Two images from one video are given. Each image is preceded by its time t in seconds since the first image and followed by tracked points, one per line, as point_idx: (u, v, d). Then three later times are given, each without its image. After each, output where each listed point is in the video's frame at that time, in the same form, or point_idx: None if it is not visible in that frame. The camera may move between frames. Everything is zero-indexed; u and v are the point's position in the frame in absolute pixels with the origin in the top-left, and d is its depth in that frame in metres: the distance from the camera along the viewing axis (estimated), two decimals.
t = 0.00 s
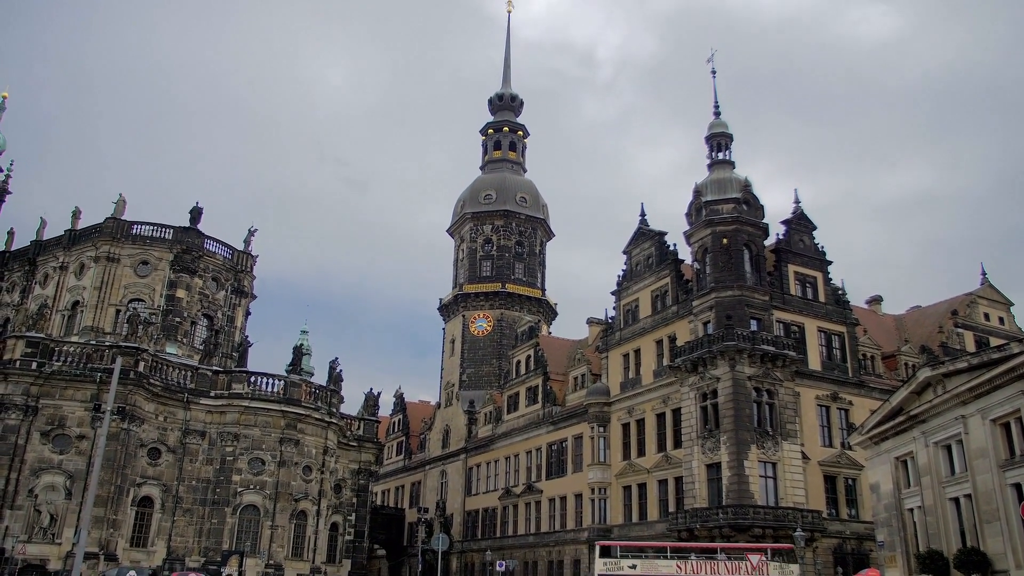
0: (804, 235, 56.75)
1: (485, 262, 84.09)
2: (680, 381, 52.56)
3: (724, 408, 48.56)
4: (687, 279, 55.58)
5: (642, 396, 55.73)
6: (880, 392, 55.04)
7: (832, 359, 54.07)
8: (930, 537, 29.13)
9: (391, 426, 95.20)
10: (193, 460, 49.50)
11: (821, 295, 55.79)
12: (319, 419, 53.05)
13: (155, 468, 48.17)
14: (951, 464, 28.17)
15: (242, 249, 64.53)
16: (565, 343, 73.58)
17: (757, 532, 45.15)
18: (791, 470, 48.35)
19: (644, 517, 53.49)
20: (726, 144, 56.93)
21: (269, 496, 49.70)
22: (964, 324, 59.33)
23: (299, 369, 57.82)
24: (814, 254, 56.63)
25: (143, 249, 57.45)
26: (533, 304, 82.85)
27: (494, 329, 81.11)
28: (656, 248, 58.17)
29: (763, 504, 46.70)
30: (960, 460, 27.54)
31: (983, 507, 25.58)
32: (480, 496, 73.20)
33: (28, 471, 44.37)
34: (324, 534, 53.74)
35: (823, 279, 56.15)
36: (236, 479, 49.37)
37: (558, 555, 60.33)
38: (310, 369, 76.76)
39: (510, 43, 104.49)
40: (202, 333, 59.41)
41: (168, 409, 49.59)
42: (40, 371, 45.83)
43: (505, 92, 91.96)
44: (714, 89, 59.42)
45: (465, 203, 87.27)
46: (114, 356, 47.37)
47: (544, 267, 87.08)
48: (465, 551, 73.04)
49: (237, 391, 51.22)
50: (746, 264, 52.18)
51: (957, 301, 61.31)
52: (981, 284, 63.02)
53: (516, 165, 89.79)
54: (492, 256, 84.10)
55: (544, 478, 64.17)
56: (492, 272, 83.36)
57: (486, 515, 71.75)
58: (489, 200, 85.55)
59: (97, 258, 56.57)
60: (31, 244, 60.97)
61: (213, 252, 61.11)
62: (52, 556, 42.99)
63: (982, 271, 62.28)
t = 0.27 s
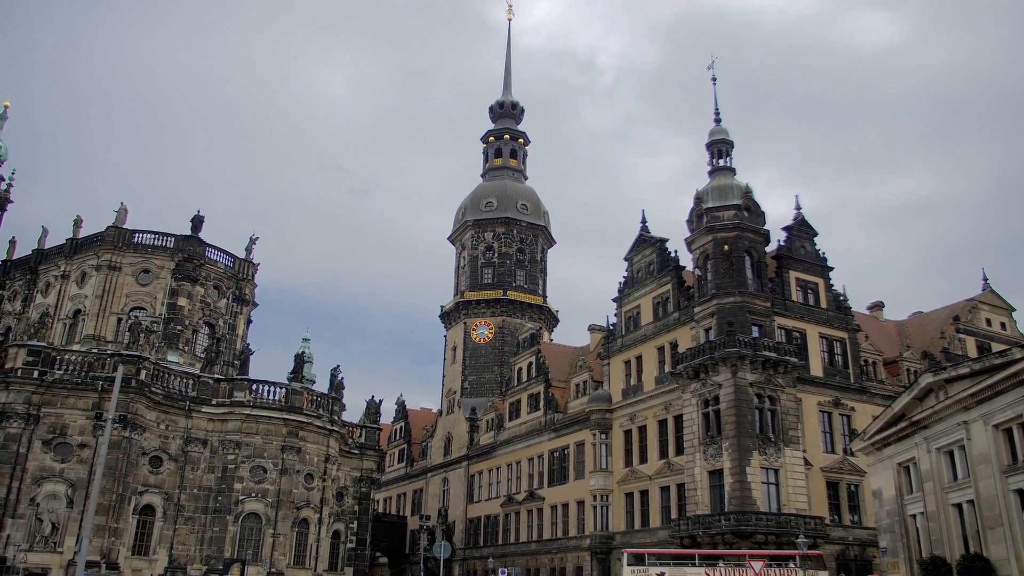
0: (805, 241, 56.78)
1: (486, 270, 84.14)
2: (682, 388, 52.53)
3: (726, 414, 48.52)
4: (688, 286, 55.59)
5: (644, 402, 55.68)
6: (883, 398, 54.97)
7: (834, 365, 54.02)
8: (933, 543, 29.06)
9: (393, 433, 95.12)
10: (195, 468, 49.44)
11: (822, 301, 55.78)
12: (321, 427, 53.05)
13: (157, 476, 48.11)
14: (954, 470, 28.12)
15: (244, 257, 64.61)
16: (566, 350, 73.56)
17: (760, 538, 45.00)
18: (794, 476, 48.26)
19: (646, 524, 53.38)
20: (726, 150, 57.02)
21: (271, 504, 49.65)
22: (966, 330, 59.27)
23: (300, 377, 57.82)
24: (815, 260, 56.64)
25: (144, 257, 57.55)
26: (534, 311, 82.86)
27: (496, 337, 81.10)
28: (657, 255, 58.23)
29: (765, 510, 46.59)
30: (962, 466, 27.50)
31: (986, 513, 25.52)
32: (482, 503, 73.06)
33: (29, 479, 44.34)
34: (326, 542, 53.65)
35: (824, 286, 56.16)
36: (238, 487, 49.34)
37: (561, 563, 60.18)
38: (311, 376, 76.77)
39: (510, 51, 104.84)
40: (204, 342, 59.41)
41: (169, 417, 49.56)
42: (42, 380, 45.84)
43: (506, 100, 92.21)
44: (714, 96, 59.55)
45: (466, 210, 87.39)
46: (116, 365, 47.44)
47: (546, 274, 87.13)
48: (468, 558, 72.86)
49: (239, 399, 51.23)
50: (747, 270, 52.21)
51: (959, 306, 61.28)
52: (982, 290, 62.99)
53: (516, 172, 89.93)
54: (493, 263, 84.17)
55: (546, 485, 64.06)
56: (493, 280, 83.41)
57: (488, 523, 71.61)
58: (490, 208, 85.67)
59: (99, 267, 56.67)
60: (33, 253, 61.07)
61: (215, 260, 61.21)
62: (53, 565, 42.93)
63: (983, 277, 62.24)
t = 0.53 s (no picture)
0: (806, 245, 56.77)
1: (487, 273, 84.15)
2: (683, 391, 52.49)
3: (727, 418, 48.48)
4: (689, 289, 55.58)
5: (645, 406, 55.65)
6: (883, 401, 54.90)
7: (834, 370, 53.96)
8: (934, 548, 29.00)
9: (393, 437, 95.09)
10: (195, 472, 49.42)
11: (823, 305, 55.75)
12: (321, 431, 53.02)
13: (157, 479, 48.05)
14: (955, 474, 28.08)
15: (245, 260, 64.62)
16: (567, 354, 73.53)
17: (760, 542, 44.90)
18: (795, 480, 48.19)
19: (647, 528, 53.33)
20: (727, 154, 57.05)
21: (271, 508, 49.62)
22: (967, 334, 59.21)
23: (301, 380, 57.80)
24: (816, 264, 56.62)
25: (145, 261, 57.58)
26: (535, 315, 82.82)
27: (496, 340, 81.07)
28: (658, 259, 58.23)
29: (766, 514, 46.52)
30: (963, 470, 27.45)
31: (986, 518, 25.48)
32: (483, 507, 72.98)
33: (29, 483, 44.33)
34: (326, 546, 53.61)
35: (825, 289, 56.14)
36: (239, 491, 49.33)
37: (561, 567, 60.09)
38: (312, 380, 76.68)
39: (511, 55, 104.99)
40: (205, 345, 59.37)
41: (169, 420, 49.54)
42: (43, 383, 45.84)
43: (507, 104, 92.34)
44: (714, 99, 59.59)
45: (467, 214, 87.43)
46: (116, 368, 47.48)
47: (546, 278, 87.14)
48: (468, 562, 72.76)
49: (240, 402, 51.25)
50: (748, 274, 52.21)
51: (960, 310, 61.23)
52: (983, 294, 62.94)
53: (517, 176, 89.98)
54: (494, 267, 84.17)
55: (547, 489, 64.01)
56: (494, 283, 83.42)
57: (489, 527, 71.52)
58: (491, 211, 85.71)
59: (100, 270, 56.72)
60: (34, 256, 61.12)
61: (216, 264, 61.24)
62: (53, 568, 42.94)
63: (984, 280, 62.19)
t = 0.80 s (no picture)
0: (806, 251, 56.77)
1: (487, 278, 84.16)
2: (683, 397, 52.43)
3: (727, 424, 48.41)
4: (689, 295, 55.57)
5: (645, 412, 55.58)
6: (884, 407, 54.84)
7: (835, 375, 53.92)
8: (935, 554, 28.95)
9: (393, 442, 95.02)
10: (195, 477, 49.35)
11: (824, 310, 55.73)
12: (321, 436, 52.98)
13: (157, 484, 47.98)
14: (955, 480, 28.03)
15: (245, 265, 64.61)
16: (567, 359, 73.48)
17: (761, 549, 44.82)
18: (796, 486, 48.09)
19: (647, 534, 53.25)
20: (727, 160, 57.08)
21: (271, 513, 49.60)
22: (968, 340, 59.17)
23: (301, 385, 57.79)
24: (816, 270, 56.61)
25: (145, 265, 57.57)
26: (535, 320, 82.81)
27: (497, 346, 81.02)
28: (659, 264, 58.23)
29: (767, 520, 46.44)
30: (964, 476, 27.41)
31: (988, 524, 25.41)
32: (483, 513, 72.85)
33: (29, 487, 44.26)
34: (326, 552, 53.54)
35: (826, 295, 56.12)
36: (238, 496, 49.28)
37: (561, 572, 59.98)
38: (312, 385, 76.61)
39: (512, 60, 105.22)
40: (205, 350, 59.33)
41: (169, 425, 49.48)
42: (43, 388, 45.80)
43: (507, 109, 92.49)
44: (715, 105, 59.66)
45: (467, 219, 87.50)
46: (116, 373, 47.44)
47: (547, 283, 87.16)
48: (468, 568, 72.62)
49: (240, 407, 51.20)
50: (748, 279, 52.20)
51: (961, 316, 61.20)
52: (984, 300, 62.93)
53: (518, 181, 90.05)
54: (495, 272, 84.18)
55: (547, 494, 63.89)
56: (494, 288, 83.42)
57: (489, 532, 71.39)
58: (491, 217, 85.80)
59: (101, 275, 56.72)
60: (34, 260, 61.12)
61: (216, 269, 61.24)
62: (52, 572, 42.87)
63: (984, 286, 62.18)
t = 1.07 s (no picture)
0: (807, 255, 56.75)
1: (489, 282, 84.17)
2: (684, 401, 52.38)
3: (729, 428, 48.35)
4: (690, 299, 55.56)
5: (647, 416, 55.52)
6: (885, 412, 54.77)
7: (836, 380, 53.86)
8: (937, 560, 28.88)
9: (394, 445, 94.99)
10: (196, 480, 49.33)
11: (825, 315, 55.70)
12: (322, 439, 52.96)
13: (157, 487, 47.95)
14: (957, 484, 27.98)
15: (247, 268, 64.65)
16: (568, 363, 73.45)
17: (762, 553, 44.73)
18: (797, 490, 48.01)
19: (648, 538, 53.18)
20: (728, 164, 57.11)
21: (271, 517, 49.56)
22: (969, 344, 59.12)
23: (302, 389, 57.79)
24: (818, 274, 56.59)
25: (147, 268, 57.61)
26: (536, 324, 82.78)
27: (498, 349, 80.99)
28: (660, 268, 58.23)
29: (768, 525, 46.36)
30: (966, 481, 27.35)
31: (990, 529, 25.34)
32: (484, 517, 72.76)
33: (30, 490, 44.25)
34: (326, 555, 53.46)
35: (827, 300, 56.10)
36: (239, 499, 49.25)
37: None
38: (313, 388, 76.59)
39: (513, 64, 105.41)
40: (206, 353, 59.33)
41: (170, 428, 49.47)
42: (44, 391, 45.82)
43: (509, 113, 92.59)
44: (716, 109, 59.68)
45: (469, 223, 87.55)
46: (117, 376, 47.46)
47: (548, 287, 87.16)
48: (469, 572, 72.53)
49: (240, 411, 51.19)
50: (749, 284, 52.19)
51: (963, 321, 61.15)
52: (986, 304, 62.88)
53: (519, 185, 90.09)
54: (496, 275, 84.20)
55: (548, 498, 63.80)
56: (495, 292, 83.44)
57: (489, 536, 71.28)
58: (492, 220, 85.84)
59: (102, 278, 56.78)
60: (36, 263, 61.20)
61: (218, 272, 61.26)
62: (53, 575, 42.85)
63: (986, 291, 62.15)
